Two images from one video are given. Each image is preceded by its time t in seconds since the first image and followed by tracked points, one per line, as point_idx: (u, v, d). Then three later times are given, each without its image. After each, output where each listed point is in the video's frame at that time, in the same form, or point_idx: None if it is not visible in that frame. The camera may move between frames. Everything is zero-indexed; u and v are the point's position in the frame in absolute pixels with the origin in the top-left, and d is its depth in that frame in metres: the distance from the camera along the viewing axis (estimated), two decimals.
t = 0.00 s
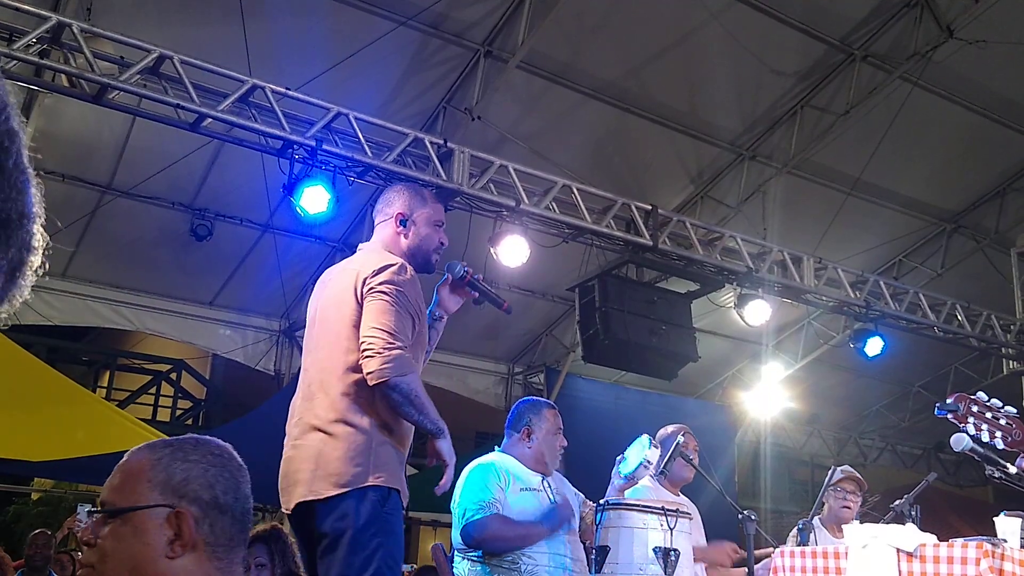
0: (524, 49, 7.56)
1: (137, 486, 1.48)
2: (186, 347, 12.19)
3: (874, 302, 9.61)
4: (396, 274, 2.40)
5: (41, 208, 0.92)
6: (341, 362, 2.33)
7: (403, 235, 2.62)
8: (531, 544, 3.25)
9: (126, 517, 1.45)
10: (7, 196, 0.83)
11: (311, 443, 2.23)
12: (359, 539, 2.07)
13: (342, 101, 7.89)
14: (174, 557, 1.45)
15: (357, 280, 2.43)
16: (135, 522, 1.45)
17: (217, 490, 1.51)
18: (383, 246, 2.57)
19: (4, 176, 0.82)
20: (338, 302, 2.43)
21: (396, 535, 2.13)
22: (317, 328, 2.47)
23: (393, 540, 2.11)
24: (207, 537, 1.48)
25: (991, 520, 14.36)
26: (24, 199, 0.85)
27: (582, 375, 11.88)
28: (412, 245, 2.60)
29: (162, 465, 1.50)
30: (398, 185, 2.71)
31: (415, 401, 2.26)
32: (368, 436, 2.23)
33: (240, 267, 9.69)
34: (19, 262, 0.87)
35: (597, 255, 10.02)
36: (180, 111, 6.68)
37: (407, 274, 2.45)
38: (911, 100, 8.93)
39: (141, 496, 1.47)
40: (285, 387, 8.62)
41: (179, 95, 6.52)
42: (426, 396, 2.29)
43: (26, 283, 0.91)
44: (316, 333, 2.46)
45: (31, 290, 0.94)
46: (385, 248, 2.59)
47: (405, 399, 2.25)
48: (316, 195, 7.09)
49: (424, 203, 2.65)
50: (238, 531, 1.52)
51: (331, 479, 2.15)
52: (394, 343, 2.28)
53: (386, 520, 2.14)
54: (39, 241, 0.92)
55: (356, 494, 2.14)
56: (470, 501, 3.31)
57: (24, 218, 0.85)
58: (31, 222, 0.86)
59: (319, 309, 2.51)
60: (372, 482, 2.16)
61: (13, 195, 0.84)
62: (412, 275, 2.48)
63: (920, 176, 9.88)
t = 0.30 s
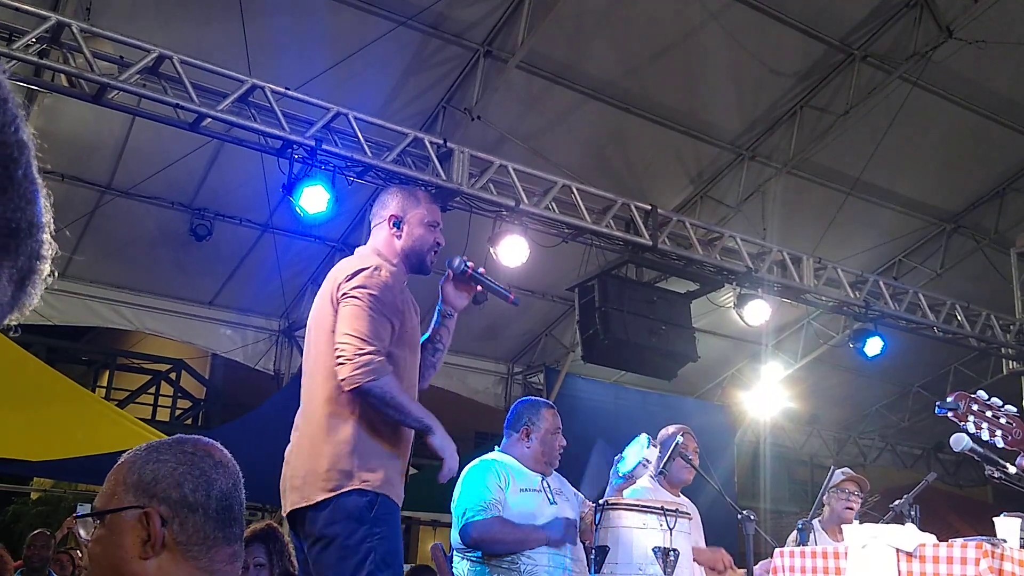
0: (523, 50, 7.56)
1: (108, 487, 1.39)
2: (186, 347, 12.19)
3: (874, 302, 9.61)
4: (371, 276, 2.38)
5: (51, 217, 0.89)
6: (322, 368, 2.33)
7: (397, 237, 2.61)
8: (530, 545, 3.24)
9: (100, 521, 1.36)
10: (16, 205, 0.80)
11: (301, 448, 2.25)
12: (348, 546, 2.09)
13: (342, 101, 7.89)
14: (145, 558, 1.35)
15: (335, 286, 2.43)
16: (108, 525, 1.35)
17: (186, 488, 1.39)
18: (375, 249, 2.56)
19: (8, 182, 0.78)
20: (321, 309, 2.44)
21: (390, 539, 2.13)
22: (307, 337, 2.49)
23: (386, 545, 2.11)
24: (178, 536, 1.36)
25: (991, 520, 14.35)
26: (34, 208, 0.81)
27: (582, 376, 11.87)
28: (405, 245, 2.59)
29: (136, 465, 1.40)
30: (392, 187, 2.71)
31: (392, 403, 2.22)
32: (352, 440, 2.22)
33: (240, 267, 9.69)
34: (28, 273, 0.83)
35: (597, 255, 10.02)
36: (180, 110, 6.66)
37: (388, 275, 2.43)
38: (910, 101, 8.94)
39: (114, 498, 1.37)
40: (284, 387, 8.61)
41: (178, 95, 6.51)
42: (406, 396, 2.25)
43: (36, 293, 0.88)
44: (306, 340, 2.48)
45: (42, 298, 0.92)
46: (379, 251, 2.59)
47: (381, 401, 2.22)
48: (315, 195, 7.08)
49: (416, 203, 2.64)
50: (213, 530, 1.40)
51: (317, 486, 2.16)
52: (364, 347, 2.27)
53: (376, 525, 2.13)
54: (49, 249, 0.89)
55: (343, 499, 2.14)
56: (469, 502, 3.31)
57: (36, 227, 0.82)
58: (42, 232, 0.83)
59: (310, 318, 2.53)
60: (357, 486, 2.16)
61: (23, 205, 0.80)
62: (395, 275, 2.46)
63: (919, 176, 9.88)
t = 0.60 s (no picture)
0: (523, 50, 7.56)
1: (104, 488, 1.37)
2: (186, 347, 12.19)
3: (874, 302, 9.61)
4: (349, 261, 2.30)
5: (44, 216, 0.92)
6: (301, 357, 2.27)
7: (400, 236, 2.56)
8: (532, 545, 3.25)
9: (98, 523, 1.34)
10: (7, 199, 0.83)
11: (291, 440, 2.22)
12: (321, 532, 2.02)
13: (342, 102, 7.89)
14: (140, 560, 1.32)
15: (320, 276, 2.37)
16: (105, 527, 1.33)
17: (179, 489, 1.36)
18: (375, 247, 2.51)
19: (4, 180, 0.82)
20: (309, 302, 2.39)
21: (365, 531, 2.02)
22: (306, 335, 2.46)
23: (359, 536, 2.01)
24: (171, 538, 1.33)
25: (991, 521, 14.35)
26: (26, 203, 0.85)
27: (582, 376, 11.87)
28: (408, 244, 2.54)
29: (132, 465, 1.38)
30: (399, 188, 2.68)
31: (356, 383, 2.10)
32: (328, 427, 2.15)
33: (240, 267, 9.69)
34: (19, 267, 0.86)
35: (597, 255, 10.01)
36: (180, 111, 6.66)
37: (375, 264, 2.34)
38: (910, 101, 8.94)
39: (111, 501, 1.35)
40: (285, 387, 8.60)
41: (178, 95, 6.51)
42: (375, 378, 2.12)
43: (28, 288, 0.90)
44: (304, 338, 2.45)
45: (36, 295, 0.94)
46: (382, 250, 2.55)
47: (344, 382, 2.11)
48: (315, 195, 7.08)
49: (418, 201, 2.58)
50: (208, 531, 1.36)
51: (299, 474, 2.11)
52: (331, 327, 2.16)
53: (350, 514, 2.03)
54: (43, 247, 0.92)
55: (320, 487, 2.08)
56: (470, 501, 3.31)
57: (26, 222, 0.85)
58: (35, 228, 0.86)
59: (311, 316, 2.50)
60: (330, 472, 2.07)
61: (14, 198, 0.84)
62: (380, 263, 2.37)
63: (919, 176, 9.88)
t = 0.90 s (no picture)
0: (523, 50, 7.56)
1: (106, 487, 1.37)
2: (186, 347, 12.19)
3: (874, 302, 9.62)
4: (349, 267, 2.25)
5: None
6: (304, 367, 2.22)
7: (409, 234, 2.52)
8: (531, 544, 3.24)
9: (100, 523, 1.33)
10: None
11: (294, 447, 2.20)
12: (320, 536, 2.01)
13: (341, 102, 7.89)
14: (140, 560, 1.32)
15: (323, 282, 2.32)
16: (106, 527, 1.33)
17: (177, 490, 1.35)
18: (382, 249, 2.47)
19: None
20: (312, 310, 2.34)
21: (363, 533, 1.99)
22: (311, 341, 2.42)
23: (357, 538, 1.98)
24: (170, 538, 1.32)
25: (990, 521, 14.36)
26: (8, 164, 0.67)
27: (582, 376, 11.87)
28: (416, 242, 2.49)
29: (133, 464, 1.37)
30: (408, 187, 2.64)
31: (359, 393, 2.04)
32: (327, 435, 2.12)
33: (240, 267, 9.69)
34: None
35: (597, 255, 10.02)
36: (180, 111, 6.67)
37: (378, 269, 2.30)
38: (910, 101, 8.94)
39: (112, 501, 1.35)
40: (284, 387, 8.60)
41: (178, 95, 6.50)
42: (377, 385, 2.06)
43: None
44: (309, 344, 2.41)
45: None
46: (391, 252, 2.51)
47: (344, 392, 2.05)
48: (315, 195, 7.07)
49: (424, 199, 2.54)
50: (207, 531, 1.35)
51: (300, 483, 2.10)
52: (330, 336, 2.11)
53: (347, 516, 2.00)
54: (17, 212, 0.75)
55: (318, 492, 2.06)
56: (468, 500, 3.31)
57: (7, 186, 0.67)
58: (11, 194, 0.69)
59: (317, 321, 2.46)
60: (328, 481, 2.05)
61: None
62: (383, 267, 2.32)
63: (919, 176, 9.88)
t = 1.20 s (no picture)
0: (523, 49, 7.55)
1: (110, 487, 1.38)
2: (186, 347, 12.18)
3: (874, 302, 9.62)
4: (353, 274, 2.16)
5: None
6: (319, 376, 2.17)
7: (415, 231, 2.38)
8: (531, 546, 3.25)
9: (103, 523, 1.33)
10: None
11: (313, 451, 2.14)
12: (342, 542, 1.93)
13: (342, 102, 7.89)
14: (141, 560, 1.31)
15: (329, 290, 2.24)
16: (109, 528, 1.33)
17: (177, 489, 1.34)
18: (387, 248, 2.35)
19: None
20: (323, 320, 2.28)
21: (386, 535, 1.93)
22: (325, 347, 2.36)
23: (381, 540, 1.92)
24: (171, 538, 1.32)
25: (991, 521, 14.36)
26: None
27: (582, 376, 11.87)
28: (422, 239, 2.36)
29: (135, 465, 1.37)
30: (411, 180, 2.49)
31: (374, 403, 1.98)
32: (343, 441, 2.05)
33: (240, 267, 9.69)
34: None
35: (597, 255, 10.01)
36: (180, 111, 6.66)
37: (382, 274, 2.20)
38: (911, 101, 8.94)
39: (116, 502, 1.35)
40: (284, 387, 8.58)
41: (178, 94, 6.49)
42: (391, 392, 2.00)
43: None
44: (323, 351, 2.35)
45: None
46: (398, 251, 2.38)
47: (358, 401, 1.99)
48: (315, 195, 7.06)
49: (429, 193, 2.39)
50: (208, 532, 1.34)
51: (318, 491, 2.04)
52: (340, 346, 2.04)
53: (368, 519, 1.94)
54: None
55: (337, 497, 1.99)
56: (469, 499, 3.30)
57: None
58: None
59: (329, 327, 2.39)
60: (346, 486, 1.98)
61: None
62: (388, 272, 2.23)
63: (920, 176, 9.88)
